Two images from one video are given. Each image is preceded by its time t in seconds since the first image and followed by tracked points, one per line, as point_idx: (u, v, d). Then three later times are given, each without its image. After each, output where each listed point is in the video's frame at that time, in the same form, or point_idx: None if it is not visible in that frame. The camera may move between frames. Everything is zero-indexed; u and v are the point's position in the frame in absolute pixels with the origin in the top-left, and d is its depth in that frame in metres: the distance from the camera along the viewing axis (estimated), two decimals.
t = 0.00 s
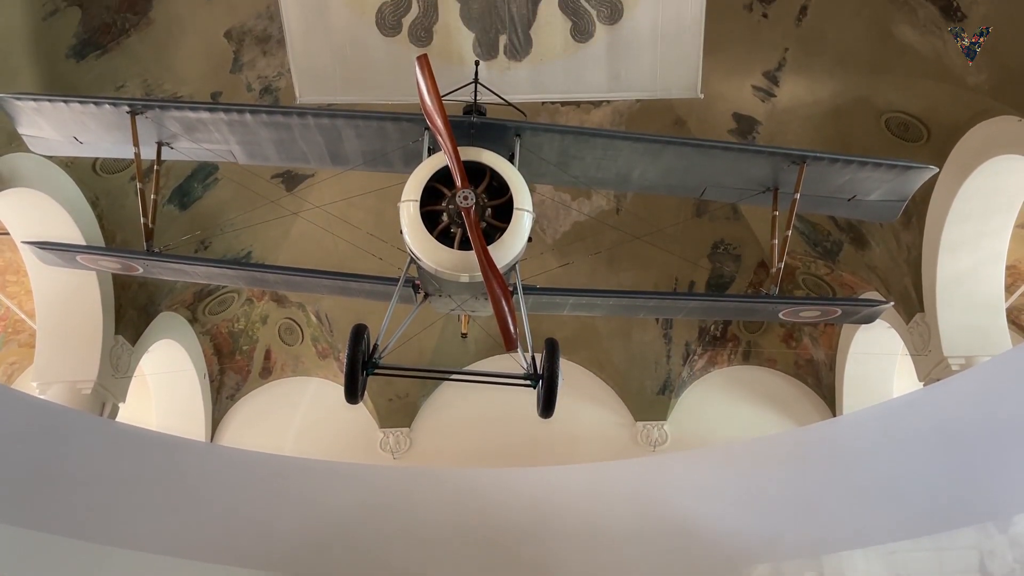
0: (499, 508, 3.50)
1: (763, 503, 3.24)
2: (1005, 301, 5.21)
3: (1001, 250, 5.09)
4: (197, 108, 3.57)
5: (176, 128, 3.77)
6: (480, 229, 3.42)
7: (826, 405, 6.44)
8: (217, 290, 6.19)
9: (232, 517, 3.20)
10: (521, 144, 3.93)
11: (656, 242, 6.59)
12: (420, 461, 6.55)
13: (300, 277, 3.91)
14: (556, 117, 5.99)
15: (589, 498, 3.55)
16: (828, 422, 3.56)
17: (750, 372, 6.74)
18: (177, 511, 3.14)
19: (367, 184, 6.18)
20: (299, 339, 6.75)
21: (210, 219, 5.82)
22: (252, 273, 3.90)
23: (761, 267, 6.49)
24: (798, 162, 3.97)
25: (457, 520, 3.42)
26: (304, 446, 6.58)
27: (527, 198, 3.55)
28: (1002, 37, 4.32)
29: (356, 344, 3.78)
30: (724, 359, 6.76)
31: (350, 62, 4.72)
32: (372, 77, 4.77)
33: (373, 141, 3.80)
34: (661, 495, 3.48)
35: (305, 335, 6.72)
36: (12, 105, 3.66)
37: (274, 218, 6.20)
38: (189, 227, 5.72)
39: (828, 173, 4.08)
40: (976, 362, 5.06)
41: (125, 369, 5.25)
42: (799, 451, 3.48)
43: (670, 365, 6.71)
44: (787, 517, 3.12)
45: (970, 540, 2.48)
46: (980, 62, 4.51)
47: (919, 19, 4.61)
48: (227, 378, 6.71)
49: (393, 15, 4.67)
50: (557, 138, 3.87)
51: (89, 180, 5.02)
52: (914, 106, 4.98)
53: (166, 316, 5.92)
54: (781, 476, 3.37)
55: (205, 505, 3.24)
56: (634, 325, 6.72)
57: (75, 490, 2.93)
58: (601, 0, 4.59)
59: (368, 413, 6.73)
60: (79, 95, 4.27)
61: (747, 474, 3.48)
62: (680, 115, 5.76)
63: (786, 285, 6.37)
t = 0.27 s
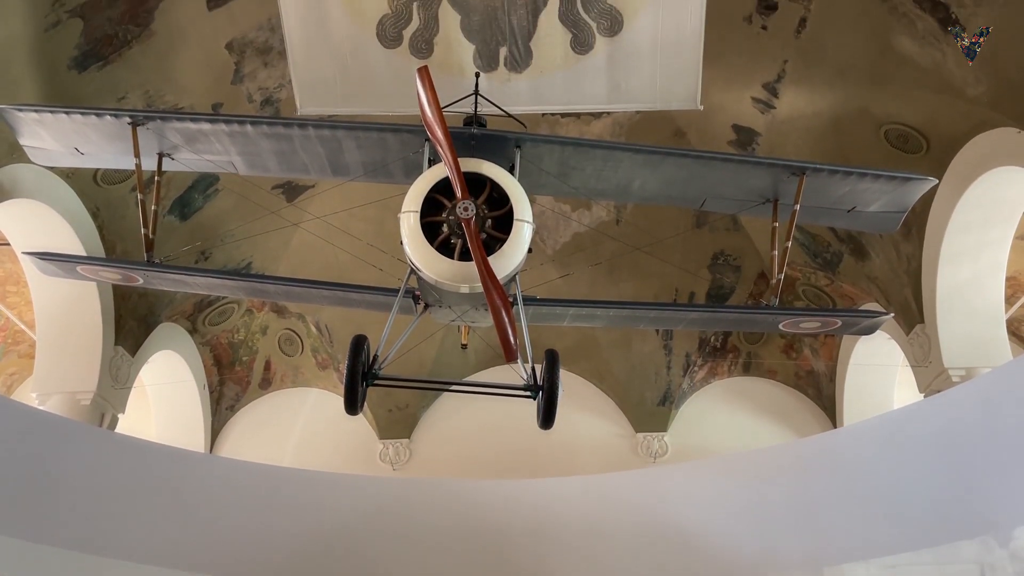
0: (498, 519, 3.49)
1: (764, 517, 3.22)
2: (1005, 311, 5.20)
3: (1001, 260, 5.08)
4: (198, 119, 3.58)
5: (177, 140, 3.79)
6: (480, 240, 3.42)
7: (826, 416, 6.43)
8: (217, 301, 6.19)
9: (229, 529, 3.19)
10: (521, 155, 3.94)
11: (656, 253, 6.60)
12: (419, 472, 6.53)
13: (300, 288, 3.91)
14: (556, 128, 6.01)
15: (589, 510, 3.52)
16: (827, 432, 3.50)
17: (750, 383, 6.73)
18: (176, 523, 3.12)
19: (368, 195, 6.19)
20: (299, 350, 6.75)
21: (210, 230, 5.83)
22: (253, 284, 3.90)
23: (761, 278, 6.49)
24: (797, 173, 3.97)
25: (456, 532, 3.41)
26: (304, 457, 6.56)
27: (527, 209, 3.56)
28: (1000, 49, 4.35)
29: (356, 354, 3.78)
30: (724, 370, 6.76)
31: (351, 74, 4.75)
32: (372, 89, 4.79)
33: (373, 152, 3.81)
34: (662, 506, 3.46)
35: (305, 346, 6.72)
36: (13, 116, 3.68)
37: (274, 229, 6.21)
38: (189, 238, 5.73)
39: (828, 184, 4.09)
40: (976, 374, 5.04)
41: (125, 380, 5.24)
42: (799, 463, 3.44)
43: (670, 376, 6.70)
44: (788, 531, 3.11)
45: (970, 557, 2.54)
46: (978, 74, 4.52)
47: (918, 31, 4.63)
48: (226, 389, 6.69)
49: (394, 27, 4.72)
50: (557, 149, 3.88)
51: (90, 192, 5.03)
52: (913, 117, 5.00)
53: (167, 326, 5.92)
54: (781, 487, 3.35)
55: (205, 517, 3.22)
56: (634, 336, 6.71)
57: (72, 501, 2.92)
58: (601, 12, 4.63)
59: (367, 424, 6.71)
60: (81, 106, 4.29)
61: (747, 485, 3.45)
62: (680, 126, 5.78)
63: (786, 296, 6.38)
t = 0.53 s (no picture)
0: (497, 528, 3.48)
1: (765, 527, 3.21)
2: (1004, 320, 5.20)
3: (1001, 270, 5.10)
4: (199, 128, 3.59)
5: (177, 149, 3.80)
6: (480, 249, 3.43)
7: (827, 426, 6.41)
8: (217, 310, 6.19)
9: (227, 539, 3.17)
10: (521, 165, 3.95)
11: (656, 262, 6.60)
12: (419, 482, 6.51)
13: (300, 297, 3.91)
14: (556, 138, 6.03)
15: (589, 519, 3.51)
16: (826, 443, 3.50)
17: (750, 393, 6.72)
18: (174, 533, 3.11)
19: (368, 204, 6.20)
20: (298, 359, 6.75)
21: (211, 239, 5.84)
22: (252, 293, 3.90)
23: (761, 288, 6.49)
24: (797, 183, 3.98)
25: (455, 542, 3.40)
26: (303, 467, 6.55)
27: (528, 219, 3.56)
28: (999, 59, 4.36)
29: (355, 363, 3.77)
30: (724, 380, 6.75)
31: (352, 84, 4.76)
32: (372, 98, 4.80)
33: (373, 162, 3.82)
34: (662, 515, 3.44)
35: (304, 355, 6.71)
36: (14, 126, 3.69)
37: (274, 238, 6.21)
38: (189, 247, 5.74)
39: (828, 194, 4.09)
40: (976, 383, 5.03)
41: (123, 390, 5.22)
42: (800, 474, 3.42)
43: (670, 386, 6.69)
44: (789, 541, 3.09)
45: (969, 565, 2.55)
46: (978, 84, 4.54)
47: (916, 41, 4.66)
48: (226, 398, 6.67)
49: (394, 36, 4.74)
50: (557, 159, 3.89)
51: (90, 201, 5.04)
52: (912, 127, 5.01)
53: (166, 336, 5.91)
54: (781, 496, 3.34)
55: (204, 527, 3.21)
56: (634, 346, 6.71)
57: (70, 511, 2.90)
58: (601, 23, 4.67)
59: (367, 433, 6.70)
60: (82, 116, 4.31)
61: (748, 496, 3.44)
62: (680, 135, 5.79)
63: (786, 306, 6.37)
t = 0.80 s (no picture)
0: (495, 537, 3.47)
1: (765, 536, 3.20)
2: (1005, 329, 5.19)
3: (1001, 279, 5.09)
4: (200, 136, 3.60)
5: (178, 157, 3.81)
6: (480, 257, 3.43)
7: (827, 435, 6.40)
8: (217, 318, 6.19)
9: (226, 548, 3.16)
10: (521, 173, 3.96)
11: (656, 270, 6.60)
12: (418, 490, 6.50)
13: (300, 305, 3.91)
14: (556, 146, 6.04)
15: (589, 528, 3.49)
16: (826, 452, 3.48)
17: (751, 401, 6.71)
18: (173, 542, 3.10)
19: (368, 212, 6.20)
20: (298, 367, 6.74)
21: (211, 246, 5.85)
22: (253, 301, 3.90)
23: (761, 296, 6.49)
24: (797, 192, 3.99)
25: (455, 551, 3.38)
26: (303, 475, 6.53)
27: (527, 227, 3.56)
28: (998, 68, 4.38)
29: (355, 371, 3.76)
30: (724, 388, 6.74)
31: (352, 92, 4.78)
32: (373, 107, 4.81)
33: (374, 170, 3.83)
34: (662, 525, 3.42)
35: (304, 363, 6.71)
36: (15, 134, 3.70)
37: (274, 246, 6.22)
38: (189, 255, 5.74)
39: (827, 202, 4.10)
40: (977, 393, 5.00)
41: (123, 398, 5.22)
42: (801, 482, 3.41)
43: (670, 394, 6.68)
44: (789, 550, 3.08)
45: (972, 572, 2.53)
46: (977, 93, 4.55)
47: (915, 50, 4.67)
48: (225, 406, 6.66)
49: (395, 45, 4.76)
50: (557, 167, 3.90)
51: (90, 209, 5.05)
52: (911, 136, 5.02)
53: (166, 344, 5.91)
54: (781, 505, 3.33)
55: (203, 535, 3.19)
56: (634, 354, 6.70)
57: (69, 520, 2.90)
58: (601, 32, 4.69)
59: (366, 442, 6.69)
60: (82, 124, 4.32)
61: (748, 505, 3.42)
62: (680, 144, 5.80)
63: (786, 314, 6.37)
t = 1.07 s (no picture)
0: (495, 546, 3.46)
1: (767, 544, 3.18)
2: (1005, 337, 5.19)
3: (1001, 287, 5.09)
4: (200, 144, 3.61)
5: (178, 164, 3.82)
6: (480, 264, 3.43)
7: (828, 442, 6.38)
8: (216, 325, 6.19)
9: (225, 555, 3.14)
10: (521, 180, 3.97)
11: (656, 278, 6.60)
12: (418, 498, 6.48)
13: (299, 312, 3.91)
14: (556, 153, 6.05)
15: (589, 535, 3.48)
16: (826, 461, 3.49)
17: (751, 409, 6.69)
18: (171, 550, 3.08)
19: (368, 220, 6.21)
20: (298, 374, 6.73)
21: (211, 253, 5.85)
22: (252, 308, 3.90)
23: (761, 303, 6.49)
24: (797, 199, 3.99)
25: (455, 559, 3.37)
26: (302, 482, 6.52)
27: (528, 234, 3.57)
28: (997, 76, 4.39)
29: (355, 379, 3.76)
30: (724, 396, 6.73)
31: (353, 100, 4.79)
32: (373, 115, 4.81)
33: (374, 177, 3.84)
34: (663, 532, 3.41)
35: (304, 370, 6.70)
36: (16, 141, 3.71)
37: (275, 253, 6.22)
38: (189, 262, 5.75)
39: (827, 210, 4.10)
40: (978, 400, 5.01)
41: (123, 405, 5.21)
42: (802, 490, 3.40)
43: (670, 402, 6.67)
44: (790, 558, 3.07)
45: None
46: (976, 101, 4.56)
47: (915, 58, 4.69)
48: (225, 413, 6.65)
49: (395, 53, 4.78)
50: (557, 174, 3.90)
51: (91, 216, 5.06)
52: (911, 143, 5.03)
53: (166, 351, 5.91)
54: (781, 513, 3.32)
55: (201, 542, 3.18)
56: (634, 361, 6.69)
57: (68, 528, 2.89)
58: (601, 40, 4.71)
59: (366, 449, 6.67)
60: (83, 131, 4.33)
61: (749, 513, 3.41)
62: (680, 152, 5.81)
63: (786, 321, 6.37)
